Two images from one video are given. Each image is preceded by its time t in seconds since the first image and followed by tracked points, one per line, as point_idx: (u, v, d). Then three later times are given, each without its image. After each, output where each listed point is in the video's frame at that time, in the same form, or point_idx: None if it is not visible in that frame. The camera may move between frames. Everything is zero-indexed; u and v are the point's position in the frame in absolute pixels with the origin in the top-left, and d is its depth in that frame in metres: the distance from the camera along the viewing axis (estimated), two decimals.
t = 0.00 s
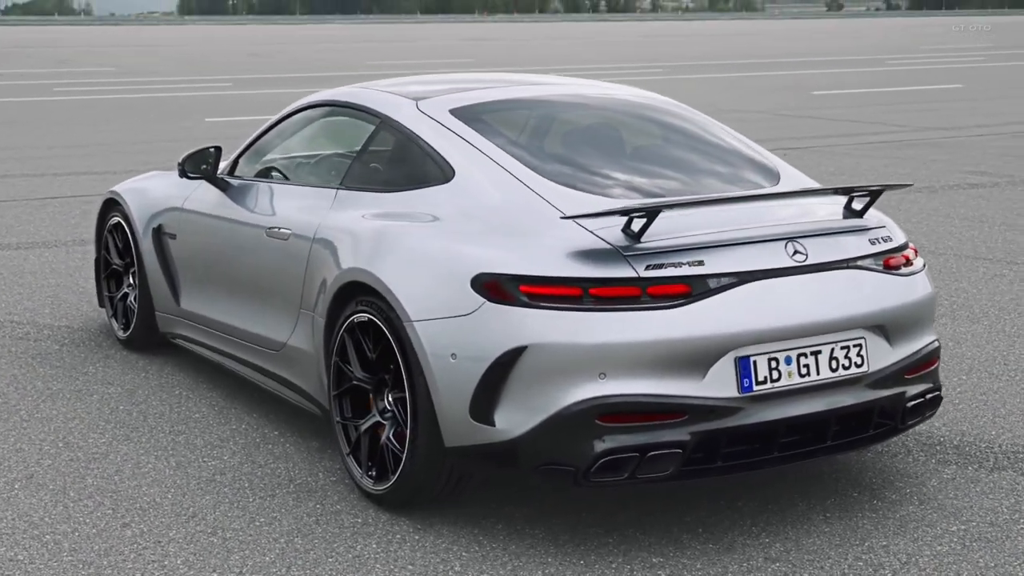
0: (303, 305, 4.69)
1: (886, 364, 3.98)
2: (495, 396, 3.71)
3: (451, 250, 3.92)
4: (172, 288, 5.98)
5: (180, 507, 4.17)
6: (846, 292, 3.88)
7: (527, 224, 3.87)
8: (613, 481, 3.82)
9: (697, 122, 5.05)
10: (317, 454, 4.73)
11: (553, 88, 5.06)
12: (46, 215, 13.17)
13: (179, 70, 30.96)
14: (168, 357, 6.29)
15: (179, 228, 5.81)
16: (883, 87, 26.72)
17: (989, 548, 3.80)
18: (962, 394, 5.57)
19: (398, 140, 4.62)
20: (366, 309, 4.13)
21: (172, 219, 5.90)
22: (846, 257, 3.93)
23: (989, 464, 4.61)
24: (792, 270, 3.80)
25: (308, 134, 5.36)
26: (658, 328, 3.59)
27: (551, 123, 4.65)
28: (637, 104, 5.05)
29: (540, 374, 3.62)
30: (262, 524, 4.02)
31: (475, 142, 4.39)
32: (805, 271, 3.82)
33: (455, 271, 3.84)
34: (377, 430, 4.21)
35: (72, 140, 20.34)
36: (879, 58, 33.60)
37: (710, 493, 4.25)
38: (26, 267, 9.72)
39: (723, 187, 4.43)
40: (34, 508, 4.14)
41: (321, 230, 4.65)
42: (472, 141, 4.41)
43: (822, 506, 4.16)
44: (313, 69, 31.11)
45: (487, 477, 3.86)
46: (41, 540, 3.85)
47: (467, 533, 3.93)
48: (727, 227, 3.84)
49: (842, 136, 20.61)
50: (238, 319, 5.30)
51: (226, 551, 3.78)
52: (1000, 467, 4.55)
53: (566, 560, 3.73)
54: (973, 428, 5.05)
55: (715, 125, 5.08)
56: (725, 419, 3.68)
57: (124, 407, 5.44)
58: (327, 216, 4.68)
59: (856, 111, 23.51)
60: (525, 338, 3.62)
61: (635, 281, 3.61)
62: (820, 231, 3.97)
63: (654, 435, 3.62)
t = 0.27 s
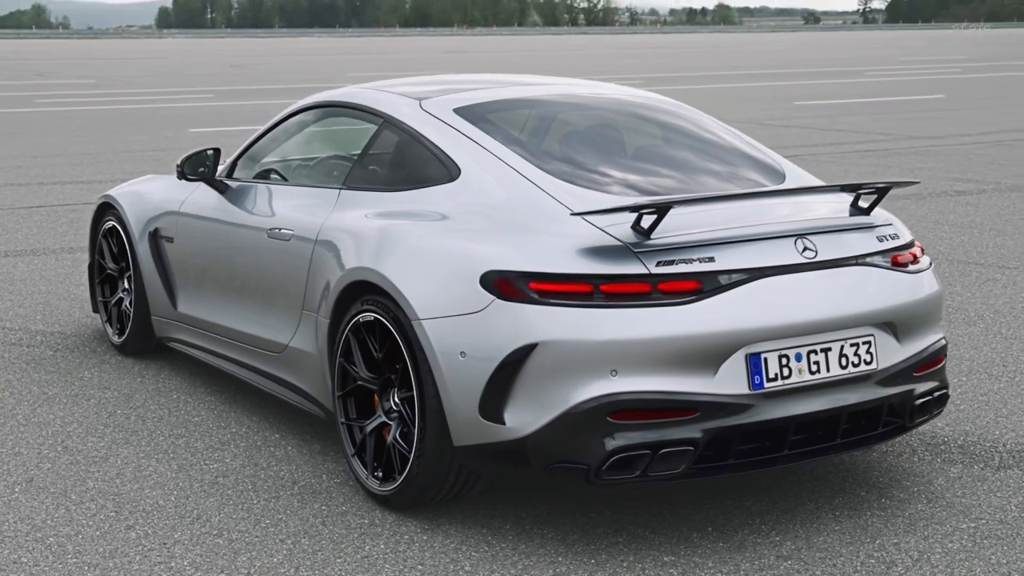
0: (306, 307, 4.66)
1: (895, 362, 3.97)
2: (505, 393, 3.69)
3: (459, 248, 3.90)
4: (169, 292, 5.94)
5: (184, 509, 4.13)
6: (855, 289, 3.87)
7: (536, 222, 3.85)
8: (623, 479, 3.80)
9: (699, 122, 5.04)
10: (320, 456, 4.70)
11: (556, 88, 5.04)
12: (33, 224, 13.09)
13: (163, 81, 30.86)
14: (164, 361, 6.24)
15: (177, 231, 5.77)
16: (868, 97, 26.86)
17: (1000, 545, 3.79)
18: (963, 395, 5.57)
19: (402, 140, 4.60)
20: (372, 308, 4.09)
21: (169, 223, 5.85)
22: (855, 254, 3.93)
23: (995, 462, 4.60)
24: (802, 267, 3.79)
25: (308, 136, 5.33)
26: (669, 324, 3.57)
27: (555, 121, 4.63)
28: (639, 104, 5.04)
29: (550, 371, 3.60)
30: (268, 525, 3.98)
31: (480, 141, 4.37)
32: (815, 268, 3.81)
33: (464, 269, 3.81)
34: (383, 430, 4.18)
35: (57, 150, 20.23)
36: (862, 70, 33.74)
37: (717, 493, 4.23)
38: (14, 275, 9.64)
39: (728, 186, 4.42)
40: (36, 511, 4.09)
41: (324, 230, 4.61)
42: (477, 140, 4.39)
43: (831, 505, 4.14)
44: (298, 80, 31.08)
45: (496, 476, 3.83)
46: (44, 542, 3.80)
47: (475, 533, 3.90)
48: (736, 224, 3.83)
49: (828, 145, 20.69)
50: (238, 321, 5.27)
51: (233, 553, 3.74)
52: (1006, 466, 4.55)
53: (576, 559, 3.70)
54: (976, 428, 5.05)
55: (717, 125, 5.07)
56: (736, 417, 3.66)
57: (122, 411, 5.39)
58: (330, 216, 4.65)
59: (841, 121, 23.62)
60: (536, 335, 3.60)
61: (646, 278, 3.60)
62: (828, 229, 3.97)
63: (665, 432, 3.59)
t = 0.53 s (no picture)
0: (308, 308, 4.63)
1: (903, 360, 3.97)
2: (514, 392, 3.67)
3: (467, 246, 3.88)
4: (166, 296, 5.90)
5: (188, 511, 4.09)
6: (864, 287, 3.87)
7: (544, 220, 3.83)
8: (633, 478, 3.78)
9: (702, 122, 5.04)
10: (323, 458, 4.66)
11: (558, 89, 5.04)
12: (20, 233, 13.00)
13: (148, 93, 30.75)
14: (160, 366, 6.20)
15: (174, 234, 5.73)
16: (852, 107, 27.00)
17: (1010, 543, 3.79)
18: (963, 397, 5.58)
19: (406, 140, 4.58)
20: (378, 308, 4.07)
21: (166, 227, 5.82)
22: (863, 252, 3.93)
23: (999, 463, 4.61)
24: (811, 265, 3.79)
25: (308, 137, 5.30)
26: (679, 321, 3.56)
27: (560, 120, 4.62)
28: (642, 104, 5.03)
29: (561, 369, 3.58)
30: (274, 527, 3.95)
31: (485, 140, 4.35)
32: (824, 266, 3.81)
33: (472, 267, 3.79)
34: (388, 431, 4.15)
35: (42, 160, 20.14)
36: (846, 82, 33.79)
37: (724, 493, 4.22)
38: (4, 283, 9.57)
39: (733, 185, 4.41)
40: (37, 514, 4.05)
41: (327, 231, 4.59)
42: (482, 139, 4.38)
43: (838, 505, 4.13)
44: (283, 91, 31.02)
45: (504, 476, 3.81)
46: (48, 545, 3.76)
47: (483, 534, 3.87)
48: (745, 222, 3.82)
49: (814, 155, 20.76)
50: (237, 325, 5.23)
51: (239, 554, 3.71)
52: (1010, 466, 4.56)
53: (586, 559, 3.68)
54: (978, 429, 5.06)
55: (719, 125, 5.07)
56: (747, 415, 3.65)
57: (120, 415, 5.34)
58: (333, 217, 4.62)
59: (827, 132, 23.73)
60: (547, 333, 3.58)
61: (656, 275, 3.58)
62: (835, 227, 3.97)
63: (676, 430, 3.58)
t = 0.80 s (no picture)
0: (312, 310, 4.60)
1: (911, 359, 3.97)
2: (525, 391, 3.65)
3: (476, 246, 3.86)
4: (164, 301, 5.86)
5: (193, 515, 4.05)
6: (872, 285, 3.87)
7: (553, 219, 3.82)
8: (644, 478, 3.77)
9: (703, 122, 5.04)
10: (327, 462, 4.63)
11: (560, 90, 5.03)
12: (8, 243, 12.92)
13: (130, 106, 30.61)
14: (158, 372, 6.16)
15: (173, 239, 5.70)
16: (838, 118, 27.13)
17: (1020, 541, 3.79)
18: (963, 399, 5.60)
19: (410, 141, 4.57)
20: (385, 309, 4.05)
21: (164, 231, 5.78)
22: (871, 251, 3.93)
23: (1004, 463, 4.61)
24: (821, 263, 3.79)
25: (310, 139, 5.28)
26: (691, 319, 3.55)
27: (564, 121, 4.61)
28: (643, 106, 5.03)
29: (572, 367, 3.56)
30: (281, 529, 3.92)
31: (492, 140, 4.34)
32: (833, 264, 3.81)
33: (482, 266, 3.78)
34: (395, 432, 4.13)
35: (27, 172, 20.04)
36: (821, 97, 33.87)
37: (732, 494, 4.21)
38: None
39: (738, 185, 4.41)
40: (41, 518, 4.01)
41: (331, 232, 4.57)
42: (488, 140, 4.37)
43: (847, 504, 4.13)
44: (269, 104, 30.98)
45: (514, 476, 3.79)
46: (53, 548, 3.72)
47: (492, 535, 3.85)
48: (755, 220, 3.82)
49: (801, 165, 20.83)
50: (238, 328, 5.20)
51: (248, 556, 3.68)
52: (1015, 466, 4.57)
53: (598, 559, 3.66)
54: (981, 430, 5.07)
55: (720, 126, 5.08)
56: (758, 413, 3.64)
57: (119, 420, 5.30)
58: (337, 219, 4.60)
59: (813, 143, 23.83)
60: (558, 331, 3.56)
61: (667, 273, 3.57)
62: (844, 225, 3.98)
63: (688, 429, 3.57)
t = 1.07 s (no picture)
0: (315, 312, 4.58)
1: (918, 358, 3.98)
2: (535, 390, 3.64)
3: (484, 246, 3.85)
4: (162, 306, 5.83)
5: (198, 518, 4.02)
6: (880, 284, 3.88)
7: (561, 218, 3.82)
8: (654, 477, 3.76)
9: (704, 124, 5.05)
10: (330, 465, 4.61)
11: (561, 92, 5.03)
12: None
13: (114, 119, 30.52)
14: (154, 378, 6.12)
15: (171, 243, 5.67)
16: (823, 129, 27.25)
17: None
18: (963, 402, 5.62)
19: (413, 142, 4.55)
20: (392, 310, 4.03)
21: (161, 235, 5.75)
22: (878, 250, 3.94)
23: (1007, 464, 4.63)
24: (829, 262, 3.79)
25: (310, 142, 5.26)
26: (702, 318, 3.54)
27: (567, 122, 4.61)
28: (644, 108, 5.03)
29: (582, 366, 3.55)
30: (287, 531, 3.89)
31: (497, 141, 4.33)
32: (842, 263, 3.82)
33: (491, 266, 3.77)
34: (402, 434, 4.11)
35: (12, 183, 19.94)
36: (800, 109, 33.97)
37: (739, 494, 4.20)
38: None
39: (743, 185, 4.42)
40: (44, 521, 3.97)
41: (334, 234, 4.55)
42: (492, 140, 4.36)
43: (853, 504, 4.13)
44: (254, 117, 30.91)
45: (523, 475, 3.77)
46: (58, 551, 3.68)
47: (501, 535, 3.83)
48: (763, 219, 3.82)
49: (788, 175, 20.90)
50: (238, 332, 5.17)
51: (256, 558, 3.65)
52: (1018, 467, 4.58)
53: (608, 558, 3.64)
54: (982, 432, 5.09)
55: (721, 127, 5.08)
56: (768, 412, 3.63)
57: (117, 426, 5.26)
58: (340, 221, 4.58)
59: (799, 153, 23.93)
60: (568, 330, 3.55)
61: (678, 272, 3.57)
62: (851, 225, 3.98)
63: (699, 427, 3.56)
